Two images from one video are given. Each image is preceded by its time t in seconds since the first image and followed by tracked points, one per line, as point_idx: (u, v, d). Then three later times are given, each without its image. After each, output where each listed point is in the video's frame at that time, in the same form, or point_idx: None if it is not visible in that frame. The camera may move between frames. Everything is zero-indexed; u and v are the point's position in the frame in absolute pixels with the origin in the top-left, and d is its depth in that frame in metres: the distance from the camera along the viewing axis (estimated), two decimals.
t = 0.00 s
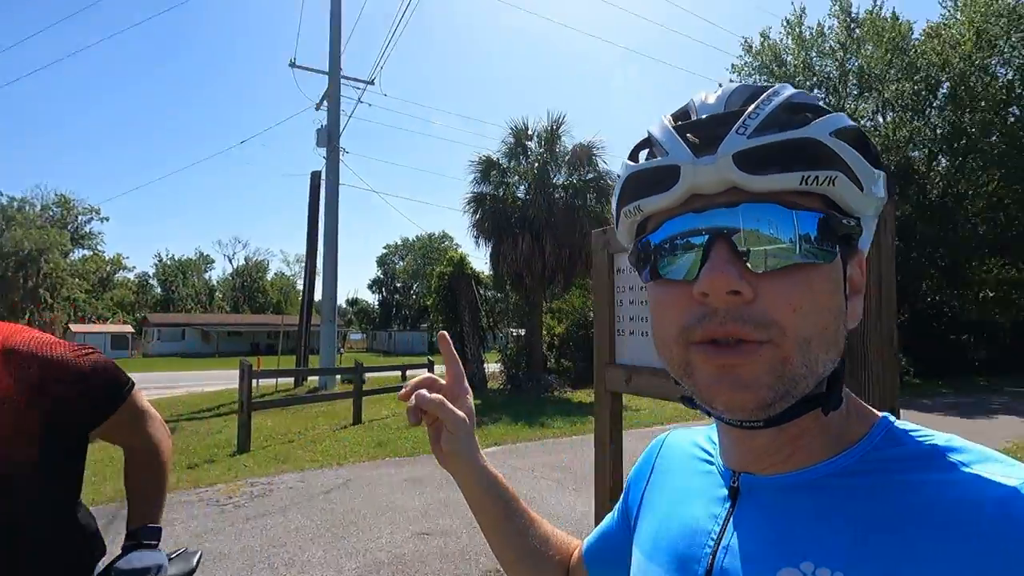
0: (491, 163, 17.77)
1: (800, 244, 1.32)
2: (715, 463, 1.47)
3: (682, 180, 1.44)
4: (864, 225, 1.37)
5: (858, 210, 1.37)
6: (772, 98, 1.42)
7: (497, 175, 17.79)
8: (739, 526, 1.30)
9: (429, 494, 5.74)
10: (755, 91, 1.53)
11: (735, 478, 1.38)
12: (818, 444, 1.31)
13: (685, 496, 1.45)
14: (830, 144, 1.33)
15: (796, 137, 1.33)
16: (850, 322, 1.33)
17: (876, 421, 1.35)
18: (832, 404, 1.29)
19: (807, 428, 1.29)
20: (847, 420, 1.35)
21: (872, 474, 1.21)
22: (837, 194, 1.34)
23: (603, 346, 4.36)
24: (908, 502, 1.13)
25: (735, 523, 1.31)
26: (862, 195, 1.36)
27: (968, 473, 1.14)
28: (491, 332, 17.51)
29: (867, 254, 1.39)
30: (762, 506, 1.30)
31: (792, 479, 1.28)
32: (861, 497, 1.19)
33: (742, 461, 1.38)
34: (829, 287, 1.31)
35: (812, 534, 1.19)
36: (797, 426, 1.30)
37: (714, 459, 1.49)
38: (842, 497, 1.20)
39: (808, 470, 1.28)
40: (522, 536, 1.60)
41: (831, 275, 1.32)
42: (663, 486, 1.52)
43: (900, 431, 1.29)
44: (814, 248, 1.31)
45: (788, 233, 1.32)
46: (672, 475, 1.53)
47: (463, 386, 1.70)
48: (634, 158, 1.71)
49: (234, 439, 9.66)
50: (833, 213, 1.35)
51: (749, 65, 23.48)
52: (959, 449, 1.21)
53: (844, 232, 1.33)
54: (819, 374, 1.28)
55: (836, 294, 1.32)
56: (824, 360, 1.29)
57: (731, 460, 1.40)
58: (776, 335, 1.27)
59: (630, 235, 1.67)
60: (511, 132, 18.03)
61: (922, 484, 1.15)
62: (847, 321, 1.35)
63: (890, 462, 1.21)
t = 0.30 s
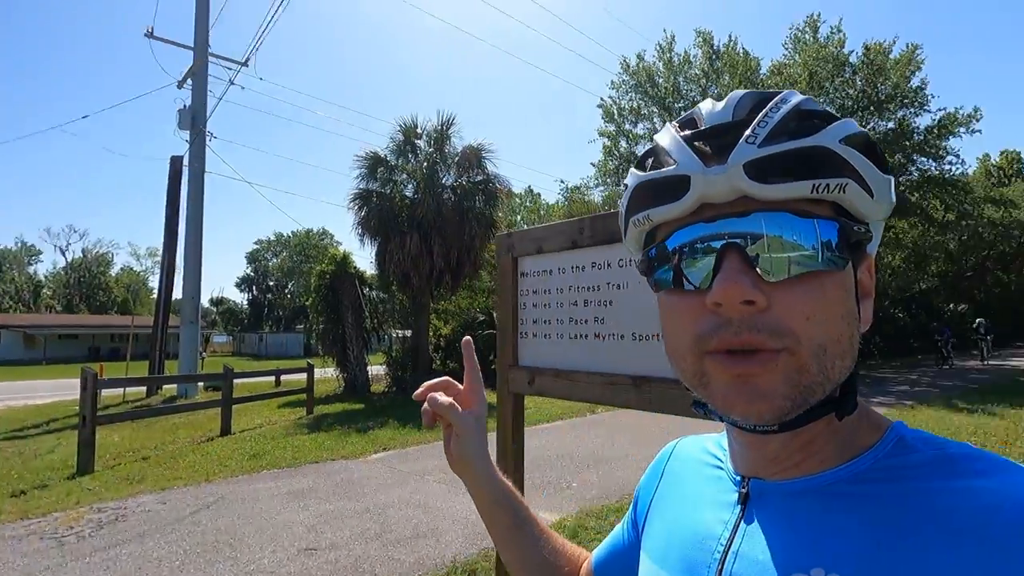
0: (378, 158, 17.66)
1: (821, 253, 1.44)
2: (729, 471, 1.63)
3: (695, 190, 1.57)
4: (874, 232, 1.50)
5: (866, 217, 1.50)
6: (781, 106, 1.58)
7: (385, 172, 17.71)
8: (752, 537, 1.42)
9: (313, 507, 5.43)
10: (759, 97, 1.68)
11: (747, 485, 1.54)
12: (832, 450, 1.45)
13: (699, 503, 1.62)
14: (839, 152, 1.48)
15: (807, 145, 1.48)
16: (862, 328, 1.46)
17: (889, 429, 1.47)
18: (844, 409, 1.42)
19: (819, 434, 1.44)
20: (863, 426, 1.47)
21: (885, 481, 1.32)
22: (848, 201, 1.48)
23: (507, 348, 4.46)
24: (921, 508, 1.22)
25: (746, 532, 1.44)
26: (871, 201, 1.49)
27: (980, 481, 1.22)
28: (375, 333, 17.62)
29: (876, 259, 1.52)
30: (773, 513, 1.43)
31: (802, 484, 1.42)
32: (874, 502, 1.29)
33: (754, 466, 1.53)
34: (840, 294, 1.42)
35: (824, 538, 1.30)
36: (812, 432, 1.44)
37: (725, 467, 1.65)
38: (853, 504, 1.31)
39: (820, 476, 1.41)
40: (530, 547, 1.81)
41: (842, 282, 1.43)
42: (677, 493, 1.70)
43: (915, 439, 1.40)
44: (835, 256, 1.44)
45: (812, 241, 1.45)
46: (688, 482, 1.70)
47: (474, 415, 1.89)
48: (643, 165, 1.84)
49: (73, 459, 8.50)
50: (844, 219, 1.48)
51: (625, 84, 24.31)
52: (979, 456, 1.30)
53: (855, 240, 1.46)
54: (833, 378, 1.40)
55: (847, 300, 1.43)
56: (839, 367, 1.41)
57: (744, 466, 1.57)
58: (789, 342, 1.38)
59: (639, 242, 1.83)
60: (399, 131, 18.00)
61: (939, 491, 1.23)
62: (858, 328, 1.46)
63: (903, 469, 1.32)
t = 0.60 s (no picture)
0: (284, 147, 16.73)
1: (843, 250, 1.57)
2: (733, 476, 1.81)
3: (706, 180, 1.72)
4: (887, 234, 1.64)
5: (882, 213, 1.64)
6: (796, 98, 1.74)
7: (291, 162, 16.80)
8: (761, 544, 1.57)
9: (209, 523, 5.04)
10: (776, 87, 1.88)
11: (753, 489, 1.70)
12: (840, 454, 1.59)
13: (703, 505, 1.80)
14: (856, 145, 1.63)
15: (821, 136, 1.63)
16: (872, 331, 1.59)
17: (900, 432, 1.59)
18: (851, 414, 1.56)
19: (828, 437, 1.58)
20: (874, 430, 1.62)
21: (897, 485, 1.44)
22: (863, 195, 1.62)
23: (433, 348, 4.37)
24: (934, 513, 1.34)
25: (754, 538, 1.59)
26: (887, 197, 1.63)
27: (991, 490, 1.33)
28: (277, 331, 17.38)
29: (891, 256, 1.65)
30: (785, 518, 1.57)
31: (809, 489, 1.57)
32: (885, 507, 1.41)
33: (760, 470, 1.70)
34: (852, 292, 1.54)
35: (838, 545, 1.42)
36: (820, 436, 1.59)
37: (731, 470, 1.84)
38: (864, 508, 1.44)
39: (830, 479, 1.55)
40: (537, 543, 2.01)
41: (853, 281, 1.55)
42: (680, 495, 1.89)
43: (925, 442, 1.53)
44: (853, 252, 1.57)
45: (834, 237, 1.58)
46: (690, 485, 1.90)
47: (480, 433, 2.07)
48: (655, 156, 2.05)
49: None
50: (858, 213, 1.62)
51: (540, 87, 24.37)
52: (990, 463, 1.41)
53: (869, 236, 1.60)
54: (837, 380, 1.52)
55: (857, 299, 1.55)
56: (845, 368, 1.52)
57: (751, 470, 1.73)
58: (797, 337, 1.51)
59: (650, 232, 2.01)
60: (309, 119, 17.08)
61: (961, 499, 1.33)
62: (868, 328, 1.58)
63: (915, 473, 1.44)
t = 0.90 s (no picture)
0: (224, 134, 15.92)
1: (836, 239, 1.59)
2: (725, 465, 1.78)
3: (703, 169, 1.71)
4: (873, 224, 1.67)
5: (869, 204, 1.67)
6: (794, 88, 1.74)
7: (231, 150, 15.94)
8: (753, 531, 1.55)
9: (139, 529, 4.87)
10: (772, 80, 1.88)
11: (744, 477, 1.68)
12: (827, 439, 1.59)
13: (694, 495, 1.79)
14: (853, 137, 1.66)
15: (818, 126, 1.64)
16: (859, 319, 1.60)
17: (884, 416, 1.59)
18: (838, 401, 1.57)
19: (814, 421, 1.59)
20: (860, 416, 1.62)
21: (882, 469, 1.44)
22: (857, 185, 1.64)
23: (388, 344, 4.28)
24: (919, 496, 1.34)
25: (745, 525, 1.58)
26: (879, 186, 1.66)
27: (969, 471, 1.33)
28: (213, 327, 16.67)
29: (877, 246, 1.68)
30: (774, 503, 1.55)
31: (799, 473, 1.56)
32: (870, 492, 1.41)
33: (753, 458, 1.67)
34: (841, 280, 1.56)
35: (825, 531, 1.42)
36: (807, 420, 1.59)
37: (721, 458, 1.82)
38: (850, 493, 1.43)
39: (817, 465, 1.54)
40: (544, 528, 2.13)
41: (843, 270, 1.57)
42: (668, 486, 1.90)
43: (909, 425, 1.53)
44: (845, 244, 1.59)
45: (828, 227, 1.59)
46: (682, 473, 1.90)
47: (513, 433, 2.14)
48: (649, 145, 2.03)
49: None
50: (849, 206, 1.64)
51: (493, 85, 24.10)
52: (972, 444, 1.41)
53: (861, 227, 1.61)
54: (827, 367, 1.52)
55: (846, 289, 1.57)
56: (835, 354, 1.53)
57: (742, 458, 1.70)
58: (789, 325, 1.51)
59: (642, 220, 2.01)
60: (252, 106, 16.29)
61: (942, 480, 1.34)
62: (855, 316, 1.60)
63: (898, 456, 1.44)
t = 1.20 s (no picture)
0: (167, 118, 15.08)
1: (799, 245, 1.50)
2: (691, 461, 1.67)
3: (675, 173, 1.58)
4: (837, 225, 1.60)
5: (836, 209, 1.59)
6: (761, 96, 1.65)
7: (175, 135, 15.19)
8: (713, 522, 1.46)
9: (67, 535, 4.59)
10: (741, 86, 1.78)
11: (709, 472, 1.57)
12: (791, 437, 1.50)
13: (660, 489, 1.67)
14: (816, 145, 1.55)
15: (784, 133, 1.54)
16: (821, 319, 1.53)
17: (839, 411, 1.52)
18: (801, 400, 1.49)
19: (778, 420, 1.50)
20: (819, 412, 1.54)
21: (836, 461, 1.37)
22: (819, 192, 1.55)
23: (343, 340, 4.16)
24: (873, 486, 1.27)
25: (705, 516, 1.48)
26: (840, 194, 1.57)
27: (923, 461, 1.27)
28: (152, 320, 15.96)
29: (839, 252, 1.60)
30: (735, 496, 1.46)
31: (761, 470, 1.46)
32: (826, 486, 1.33)
33: (720, 455, 1.56)
34: (807, 283, 1.48)
35: (782, 521, 1.34)
36: (769, 420, 1.51)
37: (686, 453, 1.72)
38: (808, 483, 1.36)
39: (777, 460, 1.45)
40: (501, 527, 2.01)
41: (809, 272, 1.49)
42: (633, 484, 1.77)
43: (864, 420, 1.46)
44: (809, 248, 1.50)
45: (793, 233, 1.51)
46: (650, 468, 1.77)
47: (474, 421, 2.05)
48: (620, 148, 1.91)
49: None
50: (815, 211, 1.55)
51: (452, 81, 23.82)
52: (925, 437, 1.35)
53: (824, 233, 1.53)
54: (793, 370, 1.44)
55: (812, 291, 1.49)
56: (800, 357, 1.46)
57: (708, 455, 1.59)
58: (758, 328, 1.42)
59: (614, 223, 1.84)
60: (199, 89, 15.53)
61: (895, 471, 1.27)
62: (819, 316, 1.53)
63: (855, 448, 1.37)
